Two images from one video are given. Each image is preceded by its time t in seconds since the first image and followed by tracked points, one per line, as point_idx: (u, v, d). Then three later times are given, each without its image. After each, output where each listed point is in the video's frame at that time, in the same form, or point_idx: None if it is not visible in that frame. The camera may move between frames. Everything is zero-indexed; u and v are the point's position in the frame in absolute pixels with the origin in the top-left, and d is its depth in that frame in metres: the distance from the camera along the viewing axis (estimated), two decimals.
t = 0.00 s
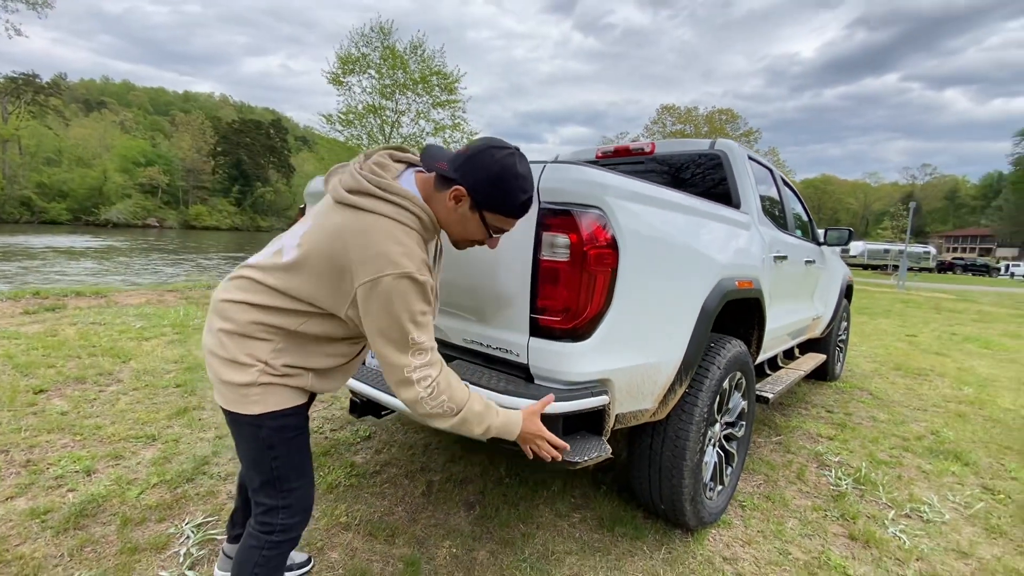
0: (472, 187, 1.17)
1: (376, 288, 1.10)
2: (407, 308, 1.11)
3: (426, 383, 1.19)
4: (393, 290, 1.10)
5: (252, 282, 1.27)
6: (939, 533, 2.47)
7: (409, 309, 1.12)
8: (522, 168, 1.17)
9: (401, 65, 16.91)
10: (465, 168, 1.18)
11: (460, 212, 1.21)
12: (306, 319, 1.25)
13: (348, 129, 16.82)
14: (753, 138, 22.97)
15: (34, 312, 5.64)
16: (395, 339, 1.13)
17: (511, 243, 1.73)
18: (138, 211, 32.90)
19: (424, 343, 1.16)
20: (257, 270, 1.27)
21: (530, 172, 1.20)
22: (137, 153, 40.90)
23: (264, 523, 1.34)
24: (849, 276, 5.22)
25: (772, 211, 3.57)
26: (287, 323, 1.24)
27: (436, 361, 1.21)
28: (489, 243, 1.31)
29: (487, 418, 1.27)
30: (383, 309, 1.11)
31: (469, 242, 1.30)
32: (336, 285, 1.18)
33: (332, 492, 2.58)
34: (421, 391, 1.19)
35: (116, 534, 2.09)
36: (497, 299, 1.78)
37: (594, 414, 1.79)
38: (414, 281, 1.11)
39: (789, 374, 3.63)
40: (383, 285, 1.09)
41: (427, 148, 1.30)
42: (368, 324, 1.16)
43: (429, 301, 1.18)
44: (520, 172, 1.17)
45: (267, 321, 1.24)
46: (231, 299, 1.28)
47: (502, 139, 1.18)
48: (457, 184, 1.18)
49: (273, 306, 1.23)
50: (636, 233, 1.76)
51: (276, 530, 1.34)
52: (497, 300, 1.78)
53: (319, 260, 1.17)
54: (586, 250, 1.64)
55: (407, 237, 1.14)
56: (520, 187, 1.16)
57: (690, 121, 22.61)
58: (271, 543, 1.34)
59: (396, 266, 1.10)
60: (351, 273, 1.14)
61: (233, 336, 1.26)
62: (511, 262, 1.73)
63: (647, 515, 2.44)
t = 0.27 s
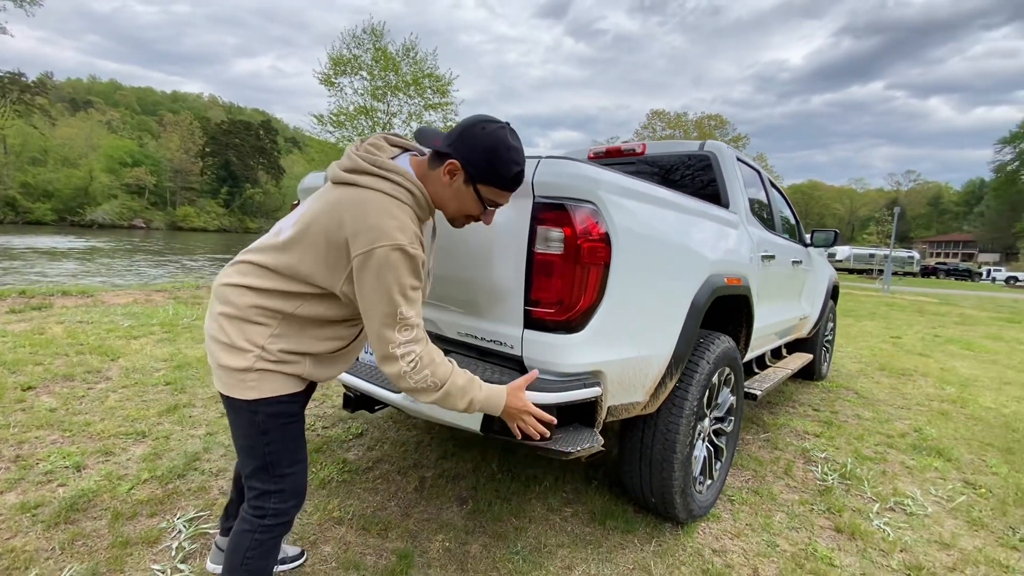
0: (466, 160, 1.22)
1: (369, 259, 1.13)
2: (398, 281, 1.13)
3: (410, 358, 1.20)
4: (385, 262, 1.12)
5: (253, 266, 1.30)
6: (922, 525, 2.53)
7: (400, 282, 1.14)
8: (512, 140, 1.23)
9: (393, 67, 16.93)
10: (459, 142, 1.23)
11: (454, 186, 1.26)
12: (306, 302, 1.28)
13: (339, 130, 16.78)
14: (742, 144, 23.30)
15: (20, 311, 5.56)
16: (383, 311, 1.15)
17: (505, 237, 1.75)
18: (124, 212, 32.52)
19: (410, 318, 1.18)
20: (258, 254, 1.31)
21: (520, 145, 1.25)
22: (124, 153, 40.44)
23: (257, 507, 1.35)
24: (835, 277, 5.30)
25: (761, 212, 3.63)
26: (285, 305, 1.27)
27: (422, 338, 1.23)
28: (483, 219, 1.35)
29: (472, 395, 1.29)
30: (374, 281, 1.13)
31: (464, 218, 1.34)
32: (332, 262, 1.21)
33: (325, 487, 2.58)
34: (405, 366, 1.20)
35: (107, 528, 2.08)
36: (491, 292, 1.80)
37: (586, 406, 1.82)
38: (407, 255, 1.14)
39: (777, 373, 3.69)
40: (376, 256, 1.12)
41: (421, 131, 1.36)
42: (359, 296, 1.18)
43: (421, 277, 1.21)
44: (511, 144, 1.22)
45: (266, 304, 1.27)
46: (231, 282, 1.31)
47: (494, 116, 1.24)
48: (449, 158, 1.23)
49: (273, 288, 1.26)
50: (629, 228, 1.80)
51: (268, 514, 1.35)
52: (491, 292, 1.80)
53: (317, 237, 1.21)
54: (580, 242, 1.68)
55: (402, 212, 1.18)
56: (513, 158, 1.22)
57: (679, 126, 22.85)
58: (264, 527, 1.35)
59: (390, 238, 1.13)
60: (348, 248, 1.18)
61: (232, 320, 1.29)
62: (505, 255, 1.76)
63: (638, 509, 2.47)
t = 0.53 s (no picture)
0: (461, 159, 1.24)
1: (365, 256, 1.14)
2: (392, 277, 1.15)
3: (403, 353, 1.22)
4: (380, 258, 1.13)
5: (250, 259, 1.31)
6: (909, 521, 2.57)
7: (394, 278, 1.15)
8: (507, 142, 1.25)
9: (387, 69, 16.95)
10: (455, 142, 1.25)
11: (449, 185, 1.27)
12: (303, 296, 1.29)
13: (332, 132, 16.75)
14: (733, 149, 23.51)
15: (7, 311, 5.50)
16: (378, 307, 1.16)
17: (499, 235, 1.77)
18: (113, 213, 32.22)
19: (403, 314, 1.19)
20: (255, 248, 1.32)
21: (515, 147, 1.27)
22: (113, 154, 40.08)
23: (252, 500, 1.35)
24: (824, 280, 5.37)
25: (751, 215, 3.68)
26: (283, 299, 1.28)
27: (414, 333, 1.25)
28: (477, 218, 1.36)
29: (462, 388, 1.31)
30: (369, 277, 1.15)
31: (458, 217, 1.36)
32: (328, 257, 1.23)
33: (317, 486, 2.58)
34: (397, 360, 1.22)
35: (97, 527, 2.07)
36: (485, 289, 1.81)
37: (579, 403, 1.84)
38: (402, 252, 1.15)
39: (767, 373, 3.73)
40: (371, 253, 1.13)
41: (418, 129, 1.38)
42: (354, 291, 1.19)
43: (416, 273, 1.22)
44: (506, 146, 1.24)
45: (263, 298, 1.28)
46: (228, 275, 1.32)
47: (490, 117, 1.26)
48: (445, 157, 1.25)
49: (271, 283, 1.27)
50: (621, 227, 1.82)
51: (263, 507, 1.36)
52: (485, 290, 1.81)
53: (314, 232, 1.22)
54: (573, 241, 1.70)
55: (398, 209, 1.19)
56: (507, 159, 1.23)
57: (671, 130, 23.05)
58: (258, 520, 1.35)
59: (386, 235, 1.14)
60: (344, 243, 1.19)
61: (229, 313, 1.30)
62: (500, 252, 1.77)
63: (630, 507, 2.49)
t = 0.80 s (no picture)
0: (450, 149, 1.25)
1: (357, 247, 1.15)
2: (386, 268, 1.16)
3: (401, 345, 1.23)
4: (372, 249, 1.14)
5: (242, 256, 1.32)
6: (901, 520, 2.58)
7: (387, 269, 1.16)
8: (495, 130, 1.25)
9: (382, 72, 16.97)
10: (443, 132, 1.26)
11: (439, 174, 1.28)
12: (297, 293, 1.29)
13: (327, 134, 16.76)
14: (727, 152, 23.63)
15: None
16: (373, 299, 1.17)
17: (495, 234, 1.77)
18: (106, 215, 32.02)
19: (399, 305, 1.21)
20: (246, 245, 1.32)
21: (503, 135, 1.27)
22: (106, 156, 39.87)
23: (244, 500, 1.35)
24: (817, 281, 5.40)
25: (745, 217, 3.70)
26: (277, 296, 1.28)
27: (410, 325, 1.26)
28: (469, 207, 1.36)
29: (458, 379, 1.32)
30: (360, 268, 1.16)
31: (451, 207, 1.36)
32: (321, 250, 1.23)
33: (312, 488, 2.57)
34: (395, 353, 1.23)
35: (89, 529, 2.05)
36: (481, 289, 1.81)
37: (574, 402, 1.84)
38: (392, 242, 1.16)
39: (761, 373, 3.75)
40: (362, 245, 1.14)
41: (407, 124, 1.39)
42: (348, 284, 1.20)
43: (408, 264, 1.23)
44: (494, 133, 1.24)
45: (256, 295, 1.28)
46: (221, 273, 1.32)
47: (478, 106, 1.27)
48: (435, 147, 1.26)
49: (264, 280, 1.28)
50: (616, 227, 1.83)
51: (255, 506, 1.35)
52: (481, 289, 1.82)
53: (306, 226, 1.23)
54: (569, 240, 1.71)
55: (389, 200, 1.20)
56: (495, 145, 1.24)
57: (665, 133, 23.18)
58: (250, 518, 1.34)
59: (377, 226, 1.15)
60: (336, 236, 1.20)
61: (222, 310, 1.30)
62: (496, 252, 1.77)
63: (626, 507, 2.49)
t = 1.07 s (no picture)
0: (423, 103, 1.32)
1: (330, 214, 1.16)
2: (358, 236, 1.17)
3: (376, 322, 1.21)
4: (344, 214, 1.16)
5: (233, 254, 1.35)
6: (898, 520, 2.59)
7: (360, 236, 1.17)
8: (465, 82, 1.33)
9: (380, 75, 17.00)
10: (417, 94, 1.35)
11: (417, 128, 1.33)
12: (283, 287, 1.31)
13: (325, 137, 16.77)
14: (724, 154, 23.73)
15: None
16: (345, 269, 1.17)
17: (491, 235, 1.78)
18: (102, 218, 31.93)
19: (373, 277, 1.20)
20: (235, 241, 1.37)
21: (474, 89, 1.35)
22: (103, 159, 39.76)
23: (230, 500, 1.35)
24: (814, 283, 5.41)
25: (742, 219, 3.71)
26: (264, 290, 1.30)
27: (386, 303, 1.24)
28: (451, 162, 1.38)
29: (438, 360, 1.29)
30: (333, 235, 1.17)
31: (434, 167, 1.39)
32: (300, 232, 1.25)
33: (309, 490, 2.56)
34: (371, 330, 1.21)
35: (84, 532, 2.04)
36: (478, 289, 1.82)
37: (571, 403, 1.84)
38: (365, 206, 1.18)
39: (759, 374, 3.75)
40: (334, 211, 1.16)
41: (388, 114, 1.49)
42: (323, 258, 1.21)
43: (383, 234, 1.23)
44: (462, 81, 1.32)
45: (244, 291, 1.31)
46: (213, 271, 1.36)
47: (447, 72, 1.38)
48: (410, 103, 1.33)
49: (251, 275, 1.31)
50: (613, 228, 1.84)
51: (241, 507, 1.35)
52: (478, 290, 1.82)
53: (286, 208, 1.26)
54: (566, 241, 1.71)
55: (365, 171, 1.23)
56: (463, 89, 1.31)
57: (662, 136, 23.27)
58: (236, 519, 1.34)
59: (349, 192, 1.17)
60: (312, 210, 1.22)
61: (213, 307, 1.33)
62: (492, 252, 1.78)
63: (624, 508, 2.49)
